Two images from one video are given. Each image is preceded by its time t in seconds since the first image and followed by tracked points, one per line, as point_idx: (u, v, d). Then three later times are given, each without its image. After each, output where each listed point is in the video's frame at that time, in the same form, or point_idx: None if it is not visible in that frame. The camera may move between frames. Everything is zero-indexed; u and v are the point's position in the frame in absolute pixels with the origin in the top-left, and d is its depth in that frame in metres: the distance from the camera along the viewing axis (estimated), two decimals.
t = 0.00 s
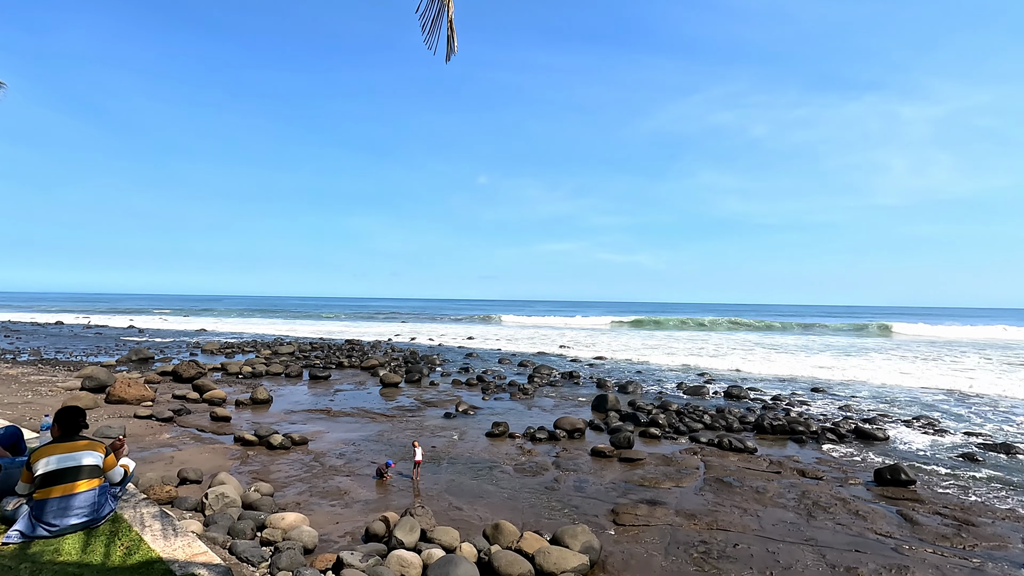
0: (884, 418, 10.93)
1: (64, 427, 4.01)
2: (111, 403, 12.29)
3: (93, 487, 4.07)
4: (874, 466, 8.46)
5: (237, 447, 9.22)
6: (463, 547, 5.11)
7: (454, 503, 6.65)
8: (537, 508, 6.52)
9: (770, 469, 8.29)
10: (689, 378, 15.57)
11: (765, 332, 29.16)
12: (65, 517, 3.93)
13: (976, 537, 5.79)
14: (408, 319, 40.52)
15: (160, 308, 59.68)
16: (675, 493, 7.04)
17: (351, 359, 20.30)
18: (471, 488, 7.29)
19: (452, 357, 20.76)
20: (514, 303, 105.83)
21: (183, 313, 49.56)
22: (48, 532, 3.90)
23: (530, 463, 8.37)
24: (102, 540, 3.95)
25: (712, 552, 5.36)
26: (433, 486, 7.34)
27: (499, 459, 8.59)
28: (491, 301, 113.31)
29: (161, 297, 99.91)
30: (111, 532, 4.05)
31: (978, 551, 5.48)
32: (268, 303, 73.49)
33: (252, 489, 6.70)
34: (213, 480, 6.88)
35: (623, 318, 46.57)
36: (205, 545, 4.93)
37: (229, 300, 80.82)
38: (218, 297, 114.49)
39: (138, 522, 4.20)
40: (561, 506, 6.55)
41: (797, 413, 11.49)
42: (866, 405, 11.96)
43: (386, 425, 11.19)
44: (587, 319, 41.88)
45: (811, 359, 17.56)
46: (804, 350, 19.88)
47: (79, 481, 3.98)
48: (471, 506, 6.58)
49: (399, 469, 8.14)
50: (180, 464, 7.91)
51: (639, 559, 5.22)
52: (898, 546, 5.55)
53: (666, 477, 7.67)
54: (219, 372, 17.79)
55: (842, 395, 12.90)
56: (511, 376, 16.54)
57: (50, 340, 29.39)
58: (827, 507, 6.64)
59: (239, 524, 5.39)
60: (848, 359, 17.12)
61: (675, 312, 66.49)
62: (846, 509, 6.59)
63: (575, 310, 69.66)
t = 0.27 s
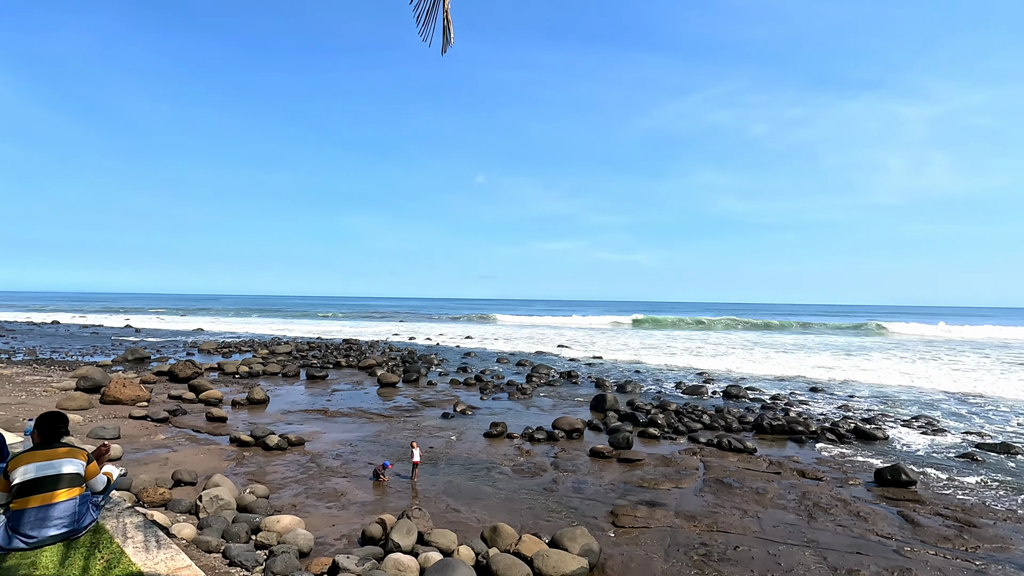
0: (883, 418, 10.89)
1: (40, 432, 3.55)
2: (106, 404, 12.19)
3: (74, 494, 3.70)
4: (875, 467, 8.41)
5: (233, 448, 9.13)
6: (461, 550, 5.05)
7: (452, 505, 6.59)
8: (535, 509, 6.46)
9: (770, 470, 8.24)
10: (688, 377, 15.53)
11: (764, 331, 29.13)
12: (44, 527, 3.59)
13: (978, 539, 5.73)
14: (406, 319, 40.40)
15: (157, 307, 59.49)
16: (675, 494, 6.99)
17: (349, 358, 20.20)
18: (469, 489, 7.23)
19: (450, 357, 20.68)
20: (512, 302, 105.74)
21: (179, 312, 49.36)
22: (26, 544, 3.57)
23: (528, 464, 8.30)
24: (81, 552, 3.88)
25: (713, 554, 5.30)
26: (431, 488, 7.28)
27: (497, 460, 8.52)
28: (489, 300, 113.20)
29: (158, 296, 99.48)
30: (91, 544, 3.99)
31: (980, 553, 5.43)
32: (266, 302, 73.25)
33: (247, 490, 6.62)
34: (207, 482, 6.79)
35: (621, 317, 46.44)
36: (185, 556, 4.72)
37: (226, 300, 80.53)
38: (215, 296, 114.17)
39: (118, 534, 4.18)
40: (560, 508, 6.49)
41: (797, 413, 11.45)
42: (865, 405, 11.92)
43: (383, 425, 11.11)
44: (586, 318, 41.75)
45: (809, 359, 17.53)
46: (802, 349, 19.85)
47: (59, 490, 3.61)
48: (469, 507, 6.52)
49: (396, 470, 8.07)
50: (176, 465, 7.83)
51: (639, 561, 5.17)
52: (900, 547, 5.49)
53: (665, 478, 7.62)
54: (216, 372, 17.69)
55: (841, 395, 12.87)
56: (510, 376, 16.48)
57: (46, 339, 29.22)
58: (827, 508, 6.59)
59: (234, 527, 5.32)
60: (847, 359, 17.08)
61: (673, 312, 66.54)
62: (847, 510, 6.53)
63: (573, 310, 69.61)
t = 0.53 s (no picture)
0: (876, 416, 10.90)
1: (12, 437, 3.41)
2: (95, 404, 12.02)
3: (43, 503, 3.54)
4: (868, 465, 8.41)
5: (223, 448, 9.02)
6: (454, 552, 4.99)
7: (445, 506, 6.52)
8: (529, 510, 6.40)
9: (764, 469, 8.22)
10: (682, 376, 15.52)
11: (758, 330, 29.19)
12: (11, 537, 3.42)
13: (972, 538, 5.71)
14: (400, 318, 40.21)
15: (149, 306, 59.03)
16: (669, 493, 6.95)
17: (342, 358, 20.06)
18: (462, 489, 7.17)
19: (444, 356, 20.58)
20: (507, 301, 105.64)
21: (170, 311, 48.89)
22: None
23: (521, 464, 8.24)
24: (52, 561, 3.76)
25: (708, 554, 5.26)
26: (424, 488, 7.21)
27: (490, 460, 8.46)
28: (484, 299, 113.01)
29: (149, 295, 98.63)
30: (61, 553, 3.89)
31: (974, 551, 5.42)
32: (259, 301, 72.76)
33: (237, 492, 6.53)
34: (196, 484, 6.69)
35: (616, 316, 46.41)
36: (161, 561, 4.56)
37: (219, 299, 79.95)
38: (207, 295, 113.37)
39: (91, 543, 4.11)
40: (554, 508, 6.43)
41: (790, 412, 11.45)
42: (858, 403, 11.94)
43: (376, 424, 11.02)
44: (580, 317, 41.75)
45: (803, 358, 17.58)
46: (796, 348, 19.88)
47: (29, 498, 3.46)
48: (462, 508, 6.46)
49: (389, 471, 7.99)
50: (165, 466, 7.72)
51: (633, 562, 5.12)
52: (894, 547, 5.47)
53: (659, 477, 7.58)
54: (207, 371, 17.54)
55: (834, 393, 12.89)
56: (504, 375, 16.43)
57: (34, 339, 28.85)
58: (821, 507, 6.57)
59: (223, 530, 5.24)
60: (840, 358, 17.13)
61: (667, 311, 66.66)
62: (841, 509, 6.51)
63: (567, 308, 69.58)
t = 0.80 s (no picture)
0: (855, 414, 11.07)
1: None
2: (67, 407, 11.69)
3: None
4: (848, 462, 8.51)
5: (201, 452, 8.82)
6: (436, 555, 4.92)
7: (428, 508, 6.44)
8: (512, 511, 6.35)
9: (746, 467, 8.28)
10: (666, 375, 15.60)
11: (740, 330, 29.52)
12: None
13: (948, 533, 5.78)
14: (384, 318, 39.89)
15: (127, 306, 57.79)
16: (653, 493, 6.96)
17: (324, 358, 19.81)
18: (445, 491, 7.09)
19: (428, 356, 20.44)
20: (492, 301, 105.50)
21: (148, 311, 47.88)
22: None
23: (505, 464, 8.19)
24: None
25: (691, 554, 5.26)
26: (406, 490, 7.12)
27: (474, 461, 8.39)
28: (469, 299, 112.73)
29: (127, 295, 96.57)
30: (13, 568, 3.70)
31: (951, 547, 5.49)
32: (240, 301, 71.66)
33: (214, 497, 6.37)
34: (171, 489, 6.51)
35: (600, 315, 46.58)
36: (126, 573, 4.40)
37: (199, 299, 78.58)
38: (187, 295, 111.39)
39: (46, 558, 3.95)
40: (538, 509, 6.40)
41: (772, 410, 11.57)
42: (838, 401, 12.11)
43: (359, 426, 10.89)
44: (565, 317, 41.83)
45: (783, 357, 17.82)
46: (777, 347, 20.12)
47: None
48: (445, 510, 6.39)
49: (371, 473, 7.88)
50: (139, 471, 7.51)
51: (617, 562, 5.10)
52: (874, 544, 5.53)
53: (643, 477, 7.59)
54: (186, 373, 17.20)
55: (814, 392, 13.06)
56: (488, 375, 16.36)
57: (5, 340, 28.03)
58: (802, 505, 6.63)
59: (198, 536, 5.10)
60: (820, 357, 17.36)
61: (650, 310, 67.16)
62: (822, 507, 6.57)
63: (552, 308, 69.71)
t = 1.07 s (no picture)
0: (816, 410, 11.42)
1: None
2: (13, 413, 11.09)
3: None
4: (810, 457, 8.75)
5: (158, 458, 8.48)
6: (404, 560, 4.84)
7: (396, 511, 6.34)
8: (483, 513, 6.31)
9: (713, 464, 8.43)
10: (635, 374, 15.79)
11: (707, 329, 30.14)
12: None
13: (903, 524, 5.98)
14: (353, 318, 39.25)
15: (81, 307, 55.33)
16: (622, 491, 7.01)
17: (291, 360, 19.34)
18: (414, 493, 7.00)
19: (398, 357, 20.19)
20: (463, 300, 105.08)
21: (104, 313, 45.95)
22: None
23: (476, 465, 8.13)
24: None
25: (659, 551, 5.31)
26: (375, 494, 6.99)
27: (444, 462, 8.30)
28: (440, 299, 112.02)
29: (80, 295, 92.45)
30: None
31: (906, 537, 5.69)
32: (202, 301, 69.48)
33: (172, 505, 6.12)
34: (126, 498, 6.23)
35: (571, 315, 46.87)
36: None
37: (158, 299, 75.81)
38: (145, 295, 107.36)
39: None
40: (508, 510, 6.36)
41: (737, 407, 11.83)
42: (800, 398, 12.48)
43: (326, 429, 10.66)
44: (536, 317, 41.95)
45: (748, 355, 18.27)
46: (742, 346, 20.61)
47: None
48: (414, 513, 6.29)
49: (338, 477, 7.71)
50: (91, 480, 7.17)
51: (587, 561, 5.11)
52: (834, 536, 5.68)
53: (612, 475, 7.64)
54: (143, 376, 16.55)
55: (778, 389, 13.41)
56: (459, 375, 16.26)
57: None
58: (767, 500, 6.78)
59: (153, 547, 4.89)
60: (783, 355, 17.85)
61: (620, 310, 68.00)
62: (785, 501, 6.74)
63: (524, 308, 69.88)
